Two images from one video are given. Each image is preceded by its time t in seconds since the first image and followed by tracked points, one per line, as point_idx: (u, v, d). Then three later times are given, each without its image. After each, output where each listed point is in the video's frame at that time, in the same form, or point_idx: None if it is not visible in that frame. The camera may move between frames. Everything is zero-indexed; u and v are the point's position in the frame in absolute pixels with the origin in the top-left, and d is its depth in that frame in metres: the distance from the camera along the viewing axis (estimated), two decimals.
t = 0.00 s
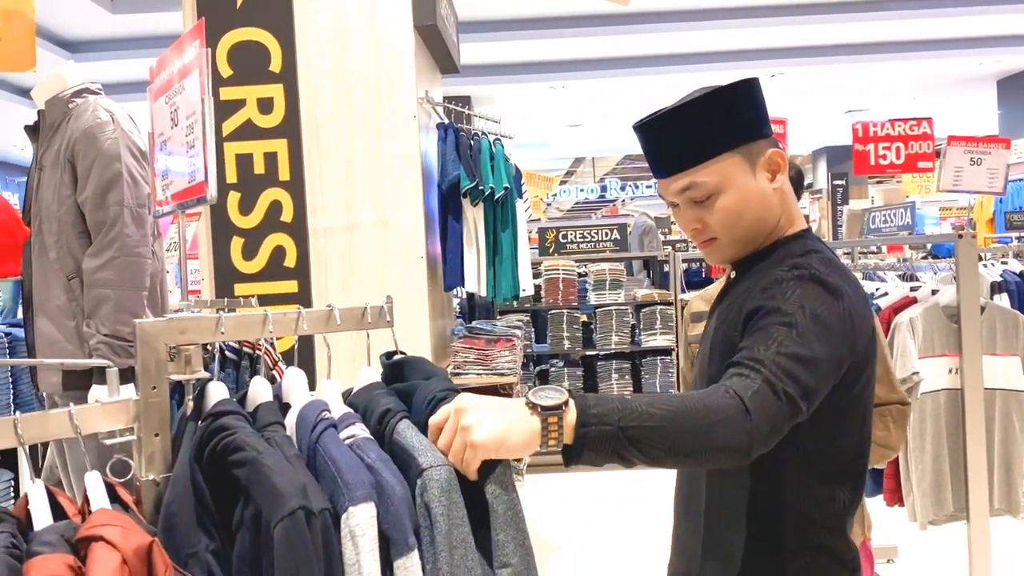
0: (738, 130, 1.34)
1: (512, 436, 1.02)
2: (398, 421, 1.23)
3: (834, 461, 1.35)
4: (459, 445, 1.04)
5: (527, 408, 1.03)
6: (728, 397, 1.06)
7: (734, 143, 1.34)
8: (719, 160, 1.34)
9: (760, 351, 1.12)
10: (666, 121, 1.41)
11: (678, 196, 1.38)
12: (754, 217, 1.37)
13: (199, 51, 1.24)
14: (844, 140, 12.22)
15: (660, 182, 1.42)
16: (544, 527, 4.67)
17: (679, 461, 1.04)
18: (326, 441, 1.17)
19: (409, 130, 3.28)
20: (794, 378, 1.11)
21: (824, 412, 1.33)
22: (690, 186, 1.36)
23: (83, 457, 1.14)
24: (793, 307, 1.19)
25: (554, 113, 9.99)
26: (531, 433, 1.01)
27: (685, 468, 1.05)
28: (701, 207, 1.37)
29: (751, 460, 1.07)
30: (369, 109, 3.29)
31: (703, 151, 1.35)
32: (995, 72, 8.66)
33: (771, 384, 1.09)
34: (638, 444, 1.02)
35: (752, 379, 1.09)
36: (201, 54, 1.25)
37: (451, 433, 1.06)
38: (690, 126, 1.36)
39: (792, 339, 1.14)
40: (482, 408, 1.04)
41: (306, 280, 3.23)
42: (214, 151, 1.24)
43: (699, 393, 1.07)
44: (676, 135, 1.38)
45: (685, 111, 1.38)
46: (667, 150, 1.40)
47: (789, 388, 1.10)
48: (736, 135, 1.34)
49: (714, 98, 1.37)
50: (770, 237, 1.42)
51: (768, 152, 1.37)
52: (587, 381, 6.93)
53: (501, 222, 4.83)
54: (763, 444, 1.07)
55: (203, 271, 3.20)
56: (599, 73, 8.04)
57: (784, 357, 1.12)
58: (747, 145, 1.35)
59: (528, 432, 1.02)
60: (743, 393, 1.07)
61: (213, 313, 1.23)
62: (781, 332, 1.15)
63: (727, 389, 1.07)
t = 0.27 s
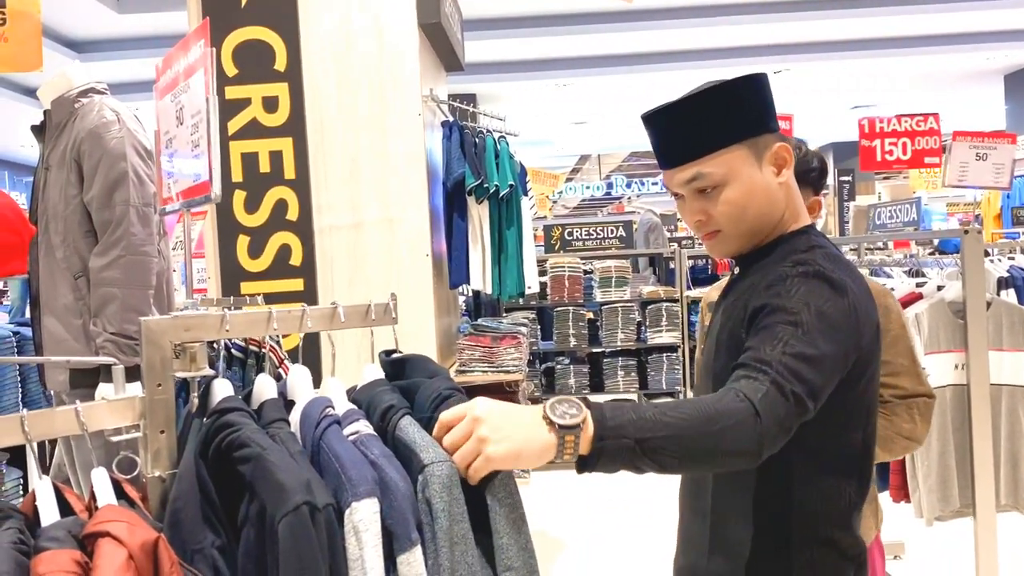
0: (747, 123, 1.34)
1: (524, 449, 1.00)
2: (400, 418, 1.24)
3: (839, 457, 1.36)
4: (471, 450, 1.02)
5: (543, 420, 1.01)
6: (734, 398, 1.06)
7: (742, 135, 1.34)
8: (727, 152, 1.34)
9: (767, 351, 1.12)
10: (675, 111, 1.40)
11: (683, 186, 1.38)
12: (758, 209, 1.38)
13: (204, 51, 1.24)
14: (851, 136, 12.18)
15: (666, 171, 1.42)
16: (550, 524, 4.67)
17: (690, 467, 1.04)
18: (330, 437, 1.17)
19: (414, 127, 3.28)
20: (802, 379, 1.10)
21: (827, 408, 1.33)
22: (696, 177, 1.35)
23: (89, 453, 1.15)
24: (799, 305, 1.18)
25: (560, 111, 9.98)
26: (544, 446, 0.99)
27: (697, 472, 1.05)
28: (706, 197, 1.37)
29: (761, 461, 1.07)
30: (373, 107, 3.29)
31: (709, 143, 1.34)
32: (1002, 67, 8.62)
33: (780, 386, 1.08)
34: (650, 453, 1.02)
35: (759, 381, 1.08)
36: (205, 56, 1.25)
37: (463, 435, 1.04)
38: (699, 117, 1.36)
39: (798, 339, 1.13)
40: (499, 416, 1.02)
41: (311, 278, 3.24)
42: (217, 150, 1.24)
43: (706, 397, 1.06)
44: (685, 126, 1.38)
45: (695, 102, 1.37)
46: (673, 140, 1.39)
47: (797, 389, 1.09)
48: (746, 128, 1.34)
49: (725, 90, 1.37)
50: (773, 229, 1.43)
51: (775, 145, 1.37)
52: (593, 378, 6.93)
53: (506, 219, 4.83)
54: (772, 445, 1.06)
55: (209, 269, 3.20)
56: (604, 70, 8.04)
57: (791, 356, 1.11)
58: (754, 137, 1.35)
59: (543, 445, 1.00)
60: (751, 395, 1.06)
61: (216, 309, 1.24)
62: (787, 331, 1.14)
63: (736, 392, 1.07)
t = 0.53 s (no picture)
0: (755, 114, 1.35)
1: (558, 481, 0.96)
2: (406, 414, 1.25)
3: (845, 452, 1.36)
4: (502, 484, 0.96)
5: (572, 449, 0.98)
6: (752, 407, 1.04)
7: (749, 126, 1.34)
8: (733, 142, 1.34)
9: (780, 356, 1.11)
10: (682, 101, 1.41)
11: (689, 176, 1.38)
12: (763, 202, 1.38)
13: (209, 48, 1.25)
14: (857, 132, 12.14)
15: (671, 162, 1.42)
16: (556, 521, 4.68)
17: (715, 483, 1.03)
18: (334, 431, 1.18)
19: (420, 125, 3.29)
20: (816, 384, 1.10)
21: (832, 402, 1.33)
22: (703, 167, 1.36)
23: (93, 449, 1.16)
24: (807, 306, 1.18)
25: (565, 108, 9.98)
26: (574, 478, 0.96)
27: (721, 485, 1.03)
28: (711, 187, 1.37)
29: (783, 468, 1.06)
30: (379, 106, 3.30)
31: (716, 134, 1.35)
32: (1009, 61, 8.58)
33: (796, 393, 1.07)
34: (677, 472, 1.00)
35: (776, 390, 1.07)
36: (209, 54, 1.26)
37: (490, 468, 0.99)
38: (705, 108, 1.36)
39: (810, 342, 1.13)
40: (529, 449, 0.97)
41: (317, 276, 3.24)
42: (221, 149, 1.25)
43: (724, 409, 1.05)
44: (691, 115, 1.38)
45: (702, 92, 1.38)
46: (679, 130, 1.39)
47: (813, 395, 1.09)
48: (753, 120, 1.34)
49: (733, 82, 1.37)
50: (776, 223, 1.43)
51: (781, 138, 1.38)
52: (599, 375, 6.93)
53: (511, 216, 4.83)
54: (794, 453, 1.06)
55: (215, 268, 3.19)
56: (610, 66, 8.03)
57: (803, 360, 1.10)
58: (761, 130, 1.36)
59: (573, 476, 0.97)
60: (770, 404, 1.05)
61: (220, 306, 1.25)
62: (798, 333, 1.14)
63: (754, 402, 1.06)
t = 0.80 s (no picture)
0: (758, 107, 1.35)
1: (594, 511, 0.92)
2: (409, 408, 1.25)
3: (849, 445, 1.36)
4: (538, 526, 0.89)
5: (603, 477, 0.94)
6: (771, 411, 1.04)
7: (752, 119, 1.34)
8: (737, 135, 1.34)
9: (793, 356, 1.11)
10: (686, 94, 1.41)
11: (692, 170, 1.38)
12: (767, 195, 1.38)
13: (209, 43, 1.26)
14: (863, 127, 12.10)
15: (674, 155, 1.42)
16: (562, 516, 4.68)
17: (741, 491, 1.02)
18: (337, 424, 1.18)
19: (424, 121, 3.29)
20: (831, 383, 1.10)
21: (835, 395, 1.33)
22: (706, 161, 1.36)
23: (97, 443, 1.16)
24: (815, 302, 1.18)
25: (569, 104, 9.97)
26: (608, 505, 0.93)
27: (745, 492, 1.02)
28: (715, 180, 1.37)
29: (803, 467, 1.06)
30: (383, 103, 3.30)
31: (720, 126, 1.35)
32: (1016, 55, 8.54)
33: (813, 394, 1.07)
34: (707, 485, 0.99)
35: (792, 392, 1.06)
36: (210, 49, 1.27)
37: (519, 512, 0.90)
38: (709, 102, 1.36)
39: (821, 340, 1.13)
40: (561, 484, 0.91)
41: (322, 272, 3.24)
42: (222, 143, 1.25)
43: (742, 415, 1.04)
44: (694, 109, 1.38)
45: (706, 86, 1.38)
46: (682, 123, 1.39)
47: (828, 394, 1.09)
48: (757, 112, 1.34)
49: (736, 74, 1.37)
50: (779, 216, 1.43)
51: (785, 131, 1.38)
52: (604, 371, 6.93)
53: (515, 213, 4.83)
54: (813, 454, 1.06)
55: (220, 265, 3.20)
56: (614, 62, 8.02)
57: (815, 359, 1.10)
58: (764, 123, 1.36)
59: (605, 504, 0.93)
60: (789, 407, 1.04)
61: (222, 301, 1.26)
62: (809, 331, 1.13)
63: (773, 407, 1.04)
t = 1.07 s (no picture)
0: (764, 100, 1.35)
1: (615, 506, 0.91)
2: (411, 402, 1.25)
3: (856, 439, 1.36)
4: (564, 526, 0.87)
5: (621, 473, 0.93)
6: (785, 407, 1.03)
7: (758, 112, 1.34)
8: (743, 127, 1.34)
9: (805, 351, 1.10)
10: (691, 88, 1.40)
11: (697, 163, 1.38)
12: (773, 188, 1.37)
13: (209, 38, 1.26)
14: (868, 121, 12.06)
15: (679, 148, 1.42)
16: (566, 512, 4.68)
17: (757, 488, 1.01)
18: (339, 418, 1.18)
19: (428, 118, 3.29)
20: (844, 378, 1.09)
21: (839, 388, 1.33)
22: (712, 154, 1.35)
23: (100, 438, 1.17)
24: (826, 297, 1.17)
25: (573, 100, 9.95)
26: (631, 500, 0.91)
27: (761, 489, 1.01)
28: (720, 173, 1.36)
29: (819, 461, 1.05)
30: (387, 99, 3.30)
31: (725, 119, 1.34)
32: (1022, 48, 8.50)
33: (826, 389, 1.06)
34: (726, 482, 0.98)
35: (806, 388, 1.06)
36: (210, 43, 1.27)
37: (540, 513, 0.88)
38: (714, 95, 1.36)
39: (833, 334, 1.12)
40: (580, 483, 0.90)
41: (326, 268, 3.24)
42: (223, 137, 1.25)
43: (757, 411, 1.04)
44: (700, 102, 1.38)
45: (711, 79, 1.38)
46: (687, 116, 1.39)
47: (841, 389, 1.08)
48: (762, 105, 1.34)
49: (742, 67, 1.37)
50: (785, 210, 1.43)
51: (791, 124, 1.38)
52: (608, 366, 6.93)
53: (519, 208, 4.83)
54: (828, 449, 1.05)
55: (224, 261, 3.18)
56: (618, 58, 8.00)
57: (826, 353, 1.10)
58: (770, 116, 1.35)
59: (627, 499, 0.92)
60: (802, 403, 1.04)
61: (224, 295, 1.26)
62: (820, 326, 1.13)
63: (788, 403, 1.04)
